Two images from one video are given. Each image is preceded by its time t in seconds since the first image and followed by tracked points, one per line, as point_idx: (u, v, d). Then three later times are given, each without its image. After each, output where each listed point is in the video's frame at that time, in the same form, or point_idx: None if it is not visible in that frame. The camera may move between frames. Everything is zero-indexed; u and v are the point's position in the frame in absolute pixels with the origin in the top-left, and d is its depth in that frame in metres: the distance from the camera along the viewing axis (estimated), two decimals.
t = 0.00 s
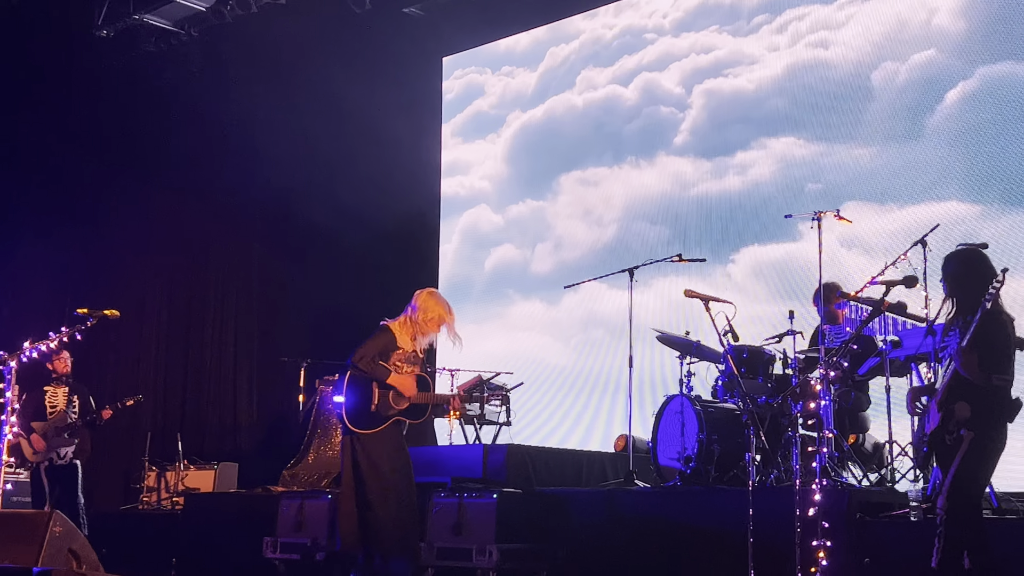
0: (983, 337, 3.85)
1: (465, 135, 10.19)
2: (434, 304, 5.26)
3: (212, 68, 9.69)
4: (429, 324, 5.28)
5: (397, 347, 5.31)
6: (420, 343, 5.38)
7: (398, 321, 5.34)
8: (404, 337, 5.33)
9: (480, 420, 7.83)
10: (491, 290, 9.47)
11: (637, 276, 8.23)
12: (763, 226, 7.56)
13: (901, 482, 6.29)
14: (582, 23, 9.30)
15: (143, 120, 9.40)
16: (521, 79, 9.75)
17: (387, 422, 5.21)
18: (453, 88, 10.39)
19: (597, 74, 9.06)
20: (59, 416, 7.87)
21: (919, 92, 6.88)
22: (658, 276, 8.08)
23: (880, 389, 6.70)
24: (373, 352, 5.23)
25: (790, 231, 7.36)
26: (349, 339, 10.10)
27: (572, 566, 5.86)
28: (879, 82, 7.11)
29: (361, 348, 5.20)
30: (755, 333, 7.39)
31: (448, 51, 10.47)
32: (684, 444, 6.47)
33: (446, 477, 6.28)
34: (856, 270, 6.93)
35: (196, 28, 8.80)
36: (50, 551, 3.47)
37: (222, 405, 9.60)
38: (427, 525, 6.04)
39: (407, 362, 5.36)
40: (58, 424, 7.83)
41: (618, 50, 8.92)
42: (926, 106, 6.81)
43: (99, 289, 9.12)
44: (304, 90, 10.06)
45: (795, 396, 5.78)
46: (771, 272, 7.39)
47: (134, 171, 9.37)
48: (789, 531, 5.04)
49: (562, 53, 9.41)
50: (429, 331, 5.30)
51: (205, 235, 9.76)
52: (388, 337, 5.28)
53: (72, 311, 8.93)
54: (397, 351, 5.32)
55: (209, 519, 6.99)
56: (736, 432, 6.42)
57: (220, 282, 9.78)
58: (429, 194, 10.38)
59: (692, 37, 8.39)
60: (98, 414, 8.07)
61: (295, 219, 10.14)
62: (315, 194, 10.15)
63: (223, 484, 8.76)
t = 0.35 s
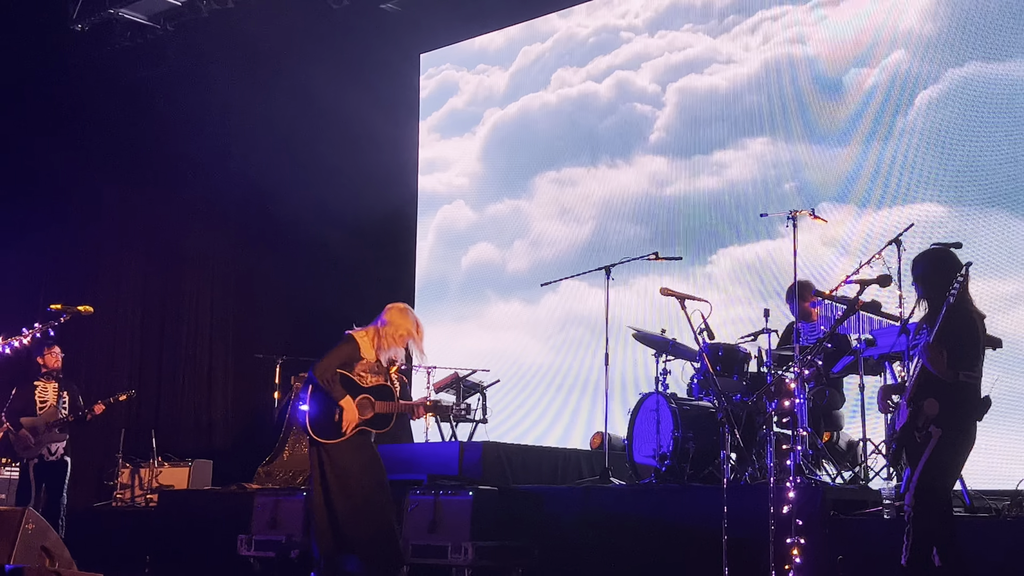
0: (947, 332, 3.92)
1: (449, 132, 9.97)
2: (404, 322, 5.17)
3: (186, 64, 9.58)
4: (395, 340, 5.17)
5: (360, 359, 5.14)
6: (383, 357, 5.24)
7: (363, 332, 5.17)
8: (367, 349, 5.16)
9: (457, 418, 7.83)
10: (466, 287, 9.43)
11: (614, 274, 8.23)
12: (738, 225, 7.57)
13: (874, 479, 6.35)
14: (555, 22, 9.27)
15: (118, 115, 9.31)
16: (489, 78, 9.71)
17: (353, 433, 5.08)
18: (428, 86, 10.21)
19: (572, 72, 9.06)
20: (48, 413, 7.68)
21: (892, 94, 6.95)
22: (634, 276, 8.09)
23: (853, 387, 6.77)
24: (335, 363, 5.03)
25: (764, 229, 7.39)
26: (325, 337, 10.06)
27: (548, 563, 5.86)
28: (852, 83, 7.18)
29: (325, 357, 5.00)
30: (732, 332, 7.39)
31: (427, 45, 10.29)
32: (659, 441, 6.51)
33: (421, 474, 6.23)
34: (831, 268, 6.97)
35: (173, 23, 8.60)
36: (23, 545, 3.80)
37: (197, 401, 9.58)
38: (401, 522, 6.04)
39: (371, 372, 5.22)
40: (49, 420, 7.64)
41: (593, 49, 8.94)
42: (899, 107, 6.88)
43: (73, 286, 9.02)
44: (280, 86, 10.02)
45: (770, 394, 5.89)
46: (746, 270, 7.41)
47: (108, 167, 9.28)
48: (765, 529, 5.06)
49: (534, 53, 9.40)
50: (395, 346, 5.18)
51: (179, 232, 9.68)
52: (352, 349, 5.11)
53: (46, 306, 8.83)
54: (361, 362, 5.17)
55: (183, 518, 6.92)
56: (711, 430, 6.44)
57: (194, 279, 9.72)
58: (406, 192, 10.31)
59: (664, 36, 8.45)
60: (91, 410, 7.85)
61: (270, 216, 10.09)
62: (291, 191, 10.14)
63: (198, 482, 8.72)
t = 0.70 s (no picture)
0: (931, 332, 3.93)
1: (438, 131, 9.95)
2: (360, 332, 4.70)
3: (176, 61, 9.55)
4: (351, 349, 4.73)
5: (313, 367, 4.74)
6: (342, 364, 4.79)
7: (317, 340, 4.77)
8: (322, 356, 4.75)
9: (445, 417, 7.82)
10: (455, 286, 9.41)
11: (603, 273, 8.22)
12: (726, 226, 7.57)
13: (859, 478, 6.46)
14: (541, 23, 9.30)
15: (106, 112, 9.31)
16: (473, 78, 9.75)
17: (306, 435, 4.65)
18: (414, 86, 10.23)
19: (559, 71, 9.07)
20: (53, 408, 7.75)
21: (877, 95, 6.98)
22: (623, 276, 8.09)
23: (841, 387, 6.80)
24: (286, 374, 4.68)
25: (752, 229, 7.40)
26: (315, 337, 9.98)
27: (536, 562, 5.85)
28: (837, 84, 7.20)
29: (272, 369, 4.64)
30: (720, 331, 7.38)
31: (415, 45, 10.31)
32: (648, 440, 6.53)
33: (411, 472, 6.16)
34: (818, 270, 6.99)
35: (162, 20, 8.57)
36: (12, 540, 3.84)
37: (184, 398, 9.53)
38: (389, 521, 6.03)
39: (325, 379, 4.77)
40: (58, 414, 7.72)
41: (581, 49, 8.95)
42: (884, 109, 6.91)
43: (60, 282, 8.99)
44: (268, 84, 9.97)
45: (757, 394, 5.94)
46: (736, 269, 7.40)
47: (98, 163, 9.26)
48: (752, 529, 5.06)
49: (519, 54, 9.43)
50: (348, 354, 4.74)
51: (167, 228, 9.65)
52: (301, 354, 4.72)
53: (34, 303, 8.83)
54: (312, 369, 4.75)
55: (170, 514, 6.90)
56: (698, 429, 6.45)
57: (182, 275, 9.69)
58: (395, 190, 10.29)
59: (650, 37, 8.50)
60: (95, 406, 8.11)
61: (258, 215, 10.04)
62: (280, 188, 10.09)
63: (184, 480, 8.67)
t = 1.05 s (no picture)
0: (929, 333, 3.93)
1: (438, 132, 9.95)
2: (322, 324, 4.77)
3: (178, 61, 9.57)
4: (317, 343, 4.78)
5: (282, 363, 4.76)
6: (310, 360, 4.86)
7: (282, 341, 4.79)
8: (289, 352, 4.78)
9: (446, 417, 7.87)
10: (457, 286, 9.42)
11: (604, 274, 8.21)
12: (726, 228, 7.57)
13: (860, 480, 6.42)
14: (541, 24, 9.32)
15: (108, 112, 9.34)
16: (470, 79, 9.77)
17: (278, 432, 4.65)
18: (413, 88, 10.24)
19: (558, 72, 9.08)
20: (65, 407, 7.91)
21: (874, 98, 6.99)
22: (625, 278, 8.08)
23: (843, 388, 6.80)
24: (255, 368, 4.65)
25: (752, 231, 7.39)
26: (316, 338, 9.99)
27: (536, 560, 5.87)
28: (834, 87, 7.22)
29: (241, 362, 4.62)
30: (721, 332, 7.38)
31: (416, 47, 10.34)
32: (648, 441, 6.53)
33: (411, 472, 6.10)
34: (818, 270, 6.99)
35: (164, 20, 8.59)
36: (13, 540, 3.84)
37: (185, 398, 9.54)
38: (390, 521, 5.97)
39: (293, 375, 4.78)
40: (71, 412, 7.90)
41: (580, 50, 8.97)
42: (882, 112, 6.92)
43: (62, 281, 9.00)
44: (269, 84, 9.96)
45: (758, 394, 5.86)
46: (737, 270, 7.40)
47: (100, 163, 9.27)
48: (752, 530, 5.06)
49: (517, 55, 9.43)
50: (316, 349, 4.80)
51: (169, 227, 9.67)
52: (267, 352, 4.72)
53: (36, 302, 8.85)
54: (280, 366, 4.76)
55: (171, 514, 6.92)
56: (700, 430, 6.45)
57: (183, 275, 9.70)
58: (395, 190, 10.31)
59: (650, 39, 8.51)
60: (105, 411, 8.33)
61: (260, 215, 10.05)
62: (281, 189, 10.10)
63: (185, 479, 8.68)
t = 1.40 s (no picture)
0: (952, 332, 3.91)
1: (450, 135, 10.00)
2: (296, 313, 4.49)
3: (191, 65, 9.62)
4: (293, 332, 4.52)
5: (259, 351, 4.52)
6: (290, 349, 4.61)
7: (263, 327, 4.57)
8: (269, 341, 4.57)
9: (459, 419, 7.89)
10: (470, 288, 9.43)
11: (618, 275, 8.20)
12: (739, 230, 7.55)
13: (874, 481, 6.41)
14: (551, 27, 9.33)
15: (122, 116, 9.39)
16: (478, 83, 9.82)
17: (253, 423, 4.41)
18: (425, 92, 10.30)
19: (569, 75, 9.08)
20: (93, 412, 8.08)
21: (884, 100, 6.95)
22: (637, 281, 8.07)
23: (858, 390, 6.76)
24: (234, 356, 4.46)
25: (766, 232, 7.37)
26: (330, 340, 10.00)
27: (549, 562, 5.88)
28: (845, 89, 7.19)
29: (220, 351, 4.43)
30: (735, 333, 7.37)
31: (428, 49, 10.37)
32: (662, 443, 6.50)
33: (423, 474, 6.08)
34: (832, 273, 6.96)
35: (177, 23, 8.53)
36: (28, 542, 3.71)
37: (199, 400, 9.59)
38: (403, 521, 6.02)
39: (272, 363, 4.51)
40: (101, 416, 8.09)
41: (591, 51, 8.95)
42: (892, 114, 6.89)
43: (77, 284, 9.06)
44: (282, 88, 9.93)
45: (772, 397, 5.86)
46: (751, 271, 7.38)
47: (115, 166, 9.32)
48: (766, 531, 5.05)
49: (527, 57, 9.45)
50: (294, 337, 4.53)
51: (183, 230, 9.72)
52: (245, 340, 4.50)
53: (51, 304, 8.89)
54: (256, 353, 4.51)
55: (185, 516, 6.95)
56: (714, 431, 6.45)
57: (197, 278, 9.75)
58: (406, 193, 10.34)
59: (660, 40, 8.48)
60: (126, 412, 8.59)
61: (273, 218, 10.08)
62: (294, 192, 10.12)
63: (200, 481, 8.72)
